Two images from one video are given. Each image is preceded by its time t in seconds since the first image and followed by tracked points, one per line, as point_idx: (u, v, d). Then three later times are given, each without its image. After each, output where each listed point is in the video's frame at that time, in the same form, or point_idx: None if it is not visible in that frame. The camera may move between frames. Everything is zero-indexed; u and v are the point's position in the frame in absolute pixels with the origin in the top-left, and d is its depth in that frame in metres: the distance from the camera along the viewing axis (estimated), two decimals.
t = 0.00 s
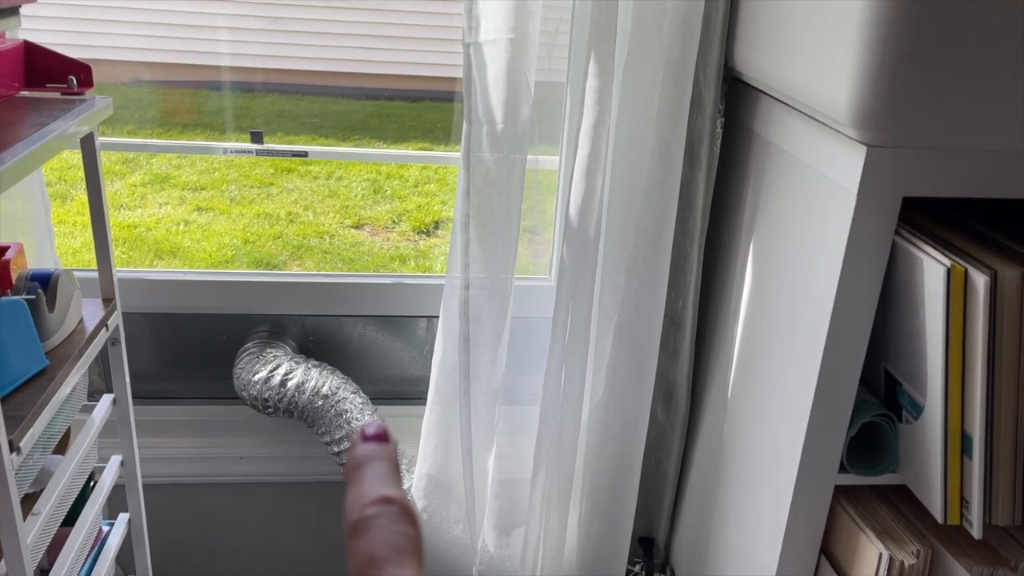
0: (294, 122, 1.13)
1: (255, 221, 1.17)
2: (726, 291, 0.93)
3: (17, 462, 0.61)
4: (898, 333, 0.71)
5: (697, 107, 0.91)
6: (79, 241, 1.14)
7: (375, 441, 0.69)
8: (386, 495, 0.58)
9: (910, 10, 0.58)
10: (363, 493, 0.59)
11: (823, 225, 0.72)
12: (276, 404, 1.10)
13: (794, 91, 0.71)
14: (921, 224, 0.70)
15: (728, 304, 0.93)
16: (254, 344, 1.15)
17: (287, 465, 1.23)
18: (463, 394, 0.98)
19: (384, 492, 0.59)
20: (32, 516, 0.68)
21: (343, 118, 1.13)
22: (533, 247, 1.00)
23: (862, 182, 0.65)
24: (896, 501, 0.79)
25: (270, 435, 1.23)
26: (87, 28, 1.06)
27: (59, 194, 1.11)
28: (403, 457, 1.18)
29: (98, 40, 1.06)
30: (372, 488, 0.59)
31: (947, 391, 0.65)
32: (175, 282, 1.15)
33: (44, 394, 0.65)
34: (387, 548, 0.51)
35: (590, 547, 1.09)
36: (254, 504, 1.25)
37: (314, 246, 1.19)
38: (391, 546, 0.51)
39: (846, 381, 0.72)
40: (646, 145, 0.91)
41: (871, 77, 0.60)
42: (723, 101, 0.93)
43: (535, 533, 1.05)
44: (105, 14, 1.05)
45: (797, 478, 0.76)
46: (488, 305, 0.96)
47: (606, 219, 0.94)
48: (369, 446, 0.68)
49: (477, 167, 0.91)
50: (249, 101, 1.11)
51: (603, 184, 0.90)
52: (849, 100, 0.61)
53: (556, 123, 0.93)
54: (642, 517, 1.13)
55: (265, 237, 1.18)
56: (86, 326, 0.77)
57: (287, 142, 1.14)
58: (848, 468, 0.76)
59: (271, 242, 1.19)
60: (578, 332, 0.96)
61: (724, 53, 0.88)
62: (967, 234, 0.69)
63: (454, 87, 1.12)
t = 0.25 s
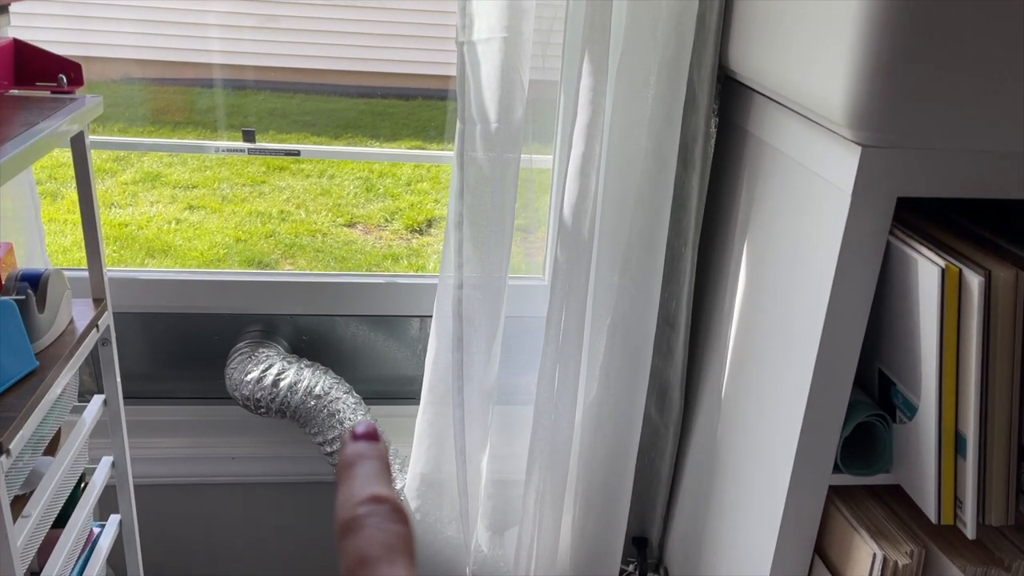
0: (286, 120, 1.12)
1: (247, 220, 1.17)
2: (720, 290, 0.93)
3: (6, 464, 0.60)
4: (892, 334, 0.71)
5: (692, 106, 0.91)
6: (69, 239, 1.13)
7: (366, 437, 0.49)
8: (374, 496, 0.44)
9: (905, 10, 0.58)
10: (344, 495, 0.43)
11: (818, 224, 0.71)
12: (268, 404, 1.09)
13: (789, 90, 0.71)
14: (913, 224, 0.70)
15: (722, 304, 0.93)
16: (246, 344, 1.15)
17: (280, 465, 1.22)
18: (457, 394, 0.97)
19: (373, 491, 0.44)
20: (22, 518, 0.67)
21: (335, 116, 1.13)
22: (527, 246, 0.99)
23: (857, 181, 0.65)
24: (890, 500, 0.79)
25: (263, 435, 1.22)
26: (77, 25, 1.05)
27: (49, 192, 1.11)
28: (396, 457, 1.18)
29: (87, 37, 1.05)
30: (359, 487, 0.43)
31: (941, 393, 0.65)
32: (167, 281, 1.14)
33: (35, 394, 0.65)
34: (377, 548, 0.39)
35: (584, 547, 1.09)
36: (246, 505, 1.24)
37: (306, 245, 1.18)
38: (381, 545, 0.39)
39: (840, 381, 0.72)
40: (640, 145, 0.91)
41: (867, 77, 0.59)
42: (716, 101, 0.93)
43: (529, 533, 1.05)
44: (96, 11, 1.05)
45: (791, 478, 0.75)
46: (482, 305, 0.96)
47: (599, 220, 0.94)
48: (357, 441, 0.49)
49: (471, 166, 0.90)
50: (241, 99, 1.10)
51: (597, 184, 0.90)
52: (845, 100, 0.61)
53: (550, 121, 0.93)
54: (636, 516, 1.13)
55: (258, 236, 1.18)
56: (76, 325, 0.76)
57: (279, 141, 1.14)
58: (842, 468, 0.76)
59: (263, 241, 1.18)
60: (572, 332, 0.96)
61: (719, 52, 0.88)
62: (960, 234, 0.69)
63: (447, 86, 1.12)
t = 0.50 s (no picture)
0: (279, 116, 1.12)
1: (240, 217, 1.16)
2: (715, 288, 0.93)
3: None
4: (888, 331, 0.71)
5: (687, 103, 0.90)
6: (62, 236, 1.13)
7: (350, 431, 0.73)
8: (361, 490, 0.59)
9: (903, 7, 0.58)
10: (337, 487, 0.60)
11: (813, 222, 0.71)
12: (262, 402, 1.09)
13: (784, 87, 0.71)
14: (910, 222, 0.70)
15: (717, 302, 0.92)
16: (239, 341, 1.14)
17: (273, 464, 1.22)
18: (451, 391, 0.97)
19: (361, 485, 0.60)
20: (14, 517, 0.67)
21: (329, 113, 1.12)
22: (521, 244, 0.99)
23: (853, 179, 0.65)
24: (885, 498, 0.79)
25: (256, 433, 1.22)
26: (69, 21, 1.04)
27: (42, 189, 1.10)
28: (390, 455, 1.17)
29: (80, 33, 1.05)
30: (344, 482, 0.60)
31: (936, 390, 0.65)
32: (160, 278, 1.14)
33: (27, 393, 0.64)
34: (366, 543, 0.51)
35: (579, 545, 1.08)
36: (240, 503, 1.24)
37: (300, 242, 1.18)
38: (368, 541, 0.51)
39: (836, 379, 0.72)
40: (635, 143, 0.91)
41: (863, 74, 0.59)
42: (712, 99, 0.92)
43: (524, 531, 1.04)
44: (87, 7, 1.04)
45: (787, 476, 0.75)
46: (476, 302, 0.96)
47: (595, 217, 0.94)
48: (345, 434, 0.72)
49: (465, 163, 0.90)
50: (235, 96, 1.10)
51: (593, 182, 0.90)
52: (840, 97, 0.61)
53: (545, 118, 0.93)
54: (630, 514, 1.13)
55: (251, 233, 1.17)
56: (68, 324, 0.75)
57: (273, 138, 1.13)
58: (837, 466, 0.76)
59: (257, 238, 1.17)
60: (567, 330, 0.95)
61: (714, 48, 0.88)
62: (956, 233, 0.69)
63: (441, 83, 1.11)
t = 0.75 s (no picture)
0: (274, 114, 1.11)
1: (235, 214, 1.16)
2: (709, 287, 0.93)
3: None
4: (883, 330, 0.71)
5: (682, 103, 0.90)
6: (55, 234, 1.12)
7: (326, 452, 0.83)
8: (358, 485, 0.94)
9: (899, 6, 0.58)
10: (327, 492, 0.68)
11: (808, 220, 0.71)
12: (256, 402, 1.09)
13: (779, 85, 0.70)
14: (906, 221, 0.70)
15: (712, 301, 0.92)
16: (234, 341, 1.14)
17: (268, 463, 1.21)
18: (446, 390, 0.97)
19: (357, 482, 0.94)
20: (7, 518, 0.67)
21: (324, 110, 1.12)
22: (516, 243, 0.99)
23: (848, 178, 0.65)
24: (879, 497, 0.79)
25: (251, 432, 1.22)
26: (61, 18, 1.04)
27: (35, 187, 1.10)
28: (385, 454, 1.17)
29: (74, 29, 1.04)
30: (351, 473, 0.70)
31: (930, 390, 0.66)
32: (154, 276, 1.14)
33: (20, 394, 0.64)
34: (361, 538, 0.82)
35: (574, 544, 1.09)
36: (235, 502, 1.24)
37: (295, 239, 1.18)
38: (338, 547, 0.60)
39: (831, 377, 0.72)
40: (630, 142, 0.91)
41: (858, 73, 0.59)
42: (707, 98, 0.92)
43: (519, 530, 1.05)
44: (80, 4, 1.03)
45: (781, 475, 0.75)
46: (471, 302, 0.96)
47: (590, 217, 0.94)
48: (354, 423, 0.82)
49: (460, 162, 0.90)
50: (229, 93, 1.09)
51: (587, 181, 0.90)
52: (835, 95, 0.61)
53: (539, 117, 0.92)
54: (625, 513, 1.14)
55: (246, 230, 1.17)
56: (61, 324, 0.75)
57: (267, 136, 1.13)
58: (832, 464, 0.76)
59: (251, 236, 1.17)
60: (562, 329, 0.95)
61: (708, 48, 0.88)
62: (951, 231, 0.69)
63: (436, 80, 1.11)
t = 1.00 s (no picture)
0: (266, 112, 1.11)
1: (228, 213, 1.15)
2: (705, 285, 0.92)
3: None
4: (879, 328, 0.70)
5: (677, 100, 0.90)
6: (47, 233, 1.11)
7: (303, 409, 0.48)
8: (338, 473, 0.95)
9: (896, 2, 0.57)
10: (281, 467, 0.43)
11: (804, 217, 0.71)
12: (249, 401, 1.08)
13: (775, 81, 0.70)
14: (903, 219, 0.70)
15: (707, 299, 0.92)
16: (226, 340, 1.13)
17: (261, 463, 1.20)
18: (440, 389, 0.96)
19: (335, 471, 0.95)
20: None
21: (317, 108, 1.11)
22: (510, 241, 0.98)
23: (846, 173, 0.64)
24: (875, 496, 0.78)
25: (244, 432, 1.21)
26: (50, 15, 1.03)
27: (26, 185, 1.09)
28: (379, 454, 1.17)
29: (62, 26, 1.03)
30: (296, 463, 0.43)
31: (927, 389, 0.65)
32: (145, 275, 1.13)
33: (8, 394, 0.63)
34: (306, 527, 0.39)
35: (569, 544, 1.08)
36: (228, 503, 1.23)
37: (288, 238, 1.17)
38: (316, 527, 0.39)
39: (828, 375, 0.71)
40: (625, 140, 0.90)
41: (857, 69, 0.59)
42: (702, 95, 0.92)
43: (514, 530, 1.04)
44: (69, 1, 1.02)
45: (778, 474, 0.75)
46: (465, 300, 0.95)
47: (584, 215, 0.93)
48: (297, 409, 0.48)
49: (454, 160, 0.89)
50: (221, 91, 1.08)
51: (582, 179, 0.89)
52: (832, 92, 0.61)
53: (534, 114, 0.92)
54: (621, 512, 1.13)
55: (239, 229, 1.16)
56: (50, 323, 0.74)
57: (261, 134, 1.12)
58: (828, 463, 0.76)
59: (245, 234, 1.16)
60: (557, 327, 0.95)
61: (704, 45, 0.87)
62: (948, 229, 0.69)
63: (429, 77, 1.10)
